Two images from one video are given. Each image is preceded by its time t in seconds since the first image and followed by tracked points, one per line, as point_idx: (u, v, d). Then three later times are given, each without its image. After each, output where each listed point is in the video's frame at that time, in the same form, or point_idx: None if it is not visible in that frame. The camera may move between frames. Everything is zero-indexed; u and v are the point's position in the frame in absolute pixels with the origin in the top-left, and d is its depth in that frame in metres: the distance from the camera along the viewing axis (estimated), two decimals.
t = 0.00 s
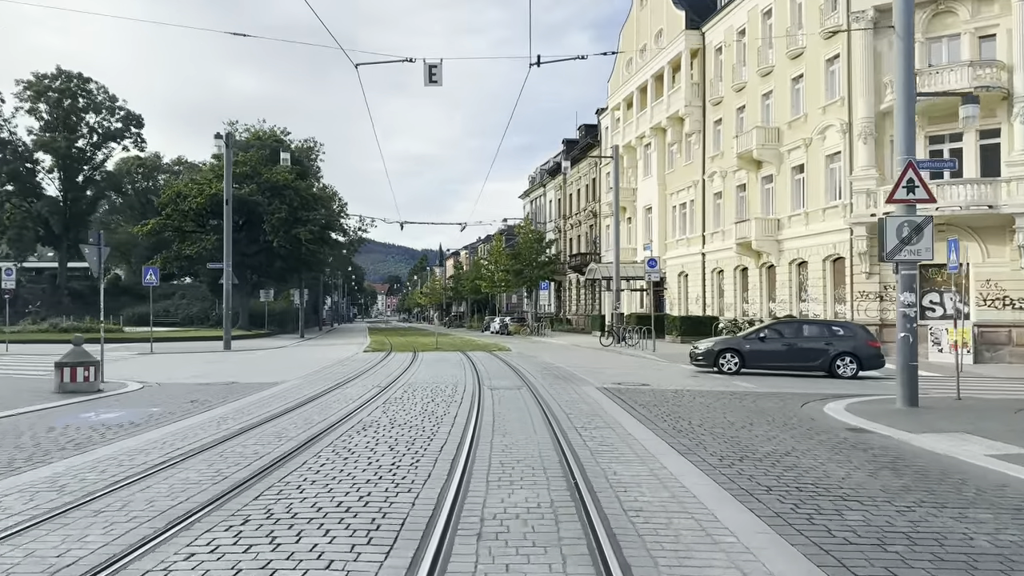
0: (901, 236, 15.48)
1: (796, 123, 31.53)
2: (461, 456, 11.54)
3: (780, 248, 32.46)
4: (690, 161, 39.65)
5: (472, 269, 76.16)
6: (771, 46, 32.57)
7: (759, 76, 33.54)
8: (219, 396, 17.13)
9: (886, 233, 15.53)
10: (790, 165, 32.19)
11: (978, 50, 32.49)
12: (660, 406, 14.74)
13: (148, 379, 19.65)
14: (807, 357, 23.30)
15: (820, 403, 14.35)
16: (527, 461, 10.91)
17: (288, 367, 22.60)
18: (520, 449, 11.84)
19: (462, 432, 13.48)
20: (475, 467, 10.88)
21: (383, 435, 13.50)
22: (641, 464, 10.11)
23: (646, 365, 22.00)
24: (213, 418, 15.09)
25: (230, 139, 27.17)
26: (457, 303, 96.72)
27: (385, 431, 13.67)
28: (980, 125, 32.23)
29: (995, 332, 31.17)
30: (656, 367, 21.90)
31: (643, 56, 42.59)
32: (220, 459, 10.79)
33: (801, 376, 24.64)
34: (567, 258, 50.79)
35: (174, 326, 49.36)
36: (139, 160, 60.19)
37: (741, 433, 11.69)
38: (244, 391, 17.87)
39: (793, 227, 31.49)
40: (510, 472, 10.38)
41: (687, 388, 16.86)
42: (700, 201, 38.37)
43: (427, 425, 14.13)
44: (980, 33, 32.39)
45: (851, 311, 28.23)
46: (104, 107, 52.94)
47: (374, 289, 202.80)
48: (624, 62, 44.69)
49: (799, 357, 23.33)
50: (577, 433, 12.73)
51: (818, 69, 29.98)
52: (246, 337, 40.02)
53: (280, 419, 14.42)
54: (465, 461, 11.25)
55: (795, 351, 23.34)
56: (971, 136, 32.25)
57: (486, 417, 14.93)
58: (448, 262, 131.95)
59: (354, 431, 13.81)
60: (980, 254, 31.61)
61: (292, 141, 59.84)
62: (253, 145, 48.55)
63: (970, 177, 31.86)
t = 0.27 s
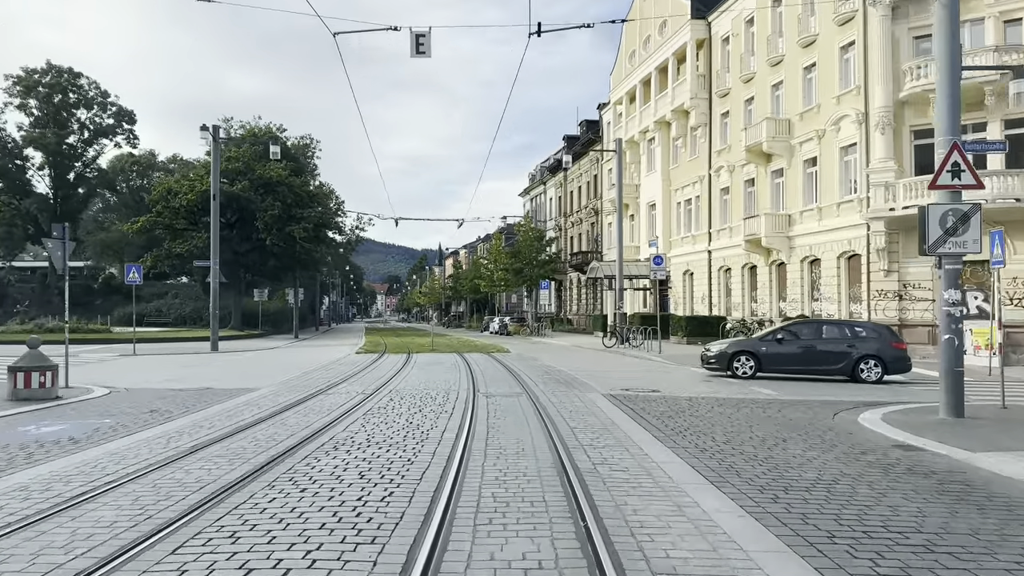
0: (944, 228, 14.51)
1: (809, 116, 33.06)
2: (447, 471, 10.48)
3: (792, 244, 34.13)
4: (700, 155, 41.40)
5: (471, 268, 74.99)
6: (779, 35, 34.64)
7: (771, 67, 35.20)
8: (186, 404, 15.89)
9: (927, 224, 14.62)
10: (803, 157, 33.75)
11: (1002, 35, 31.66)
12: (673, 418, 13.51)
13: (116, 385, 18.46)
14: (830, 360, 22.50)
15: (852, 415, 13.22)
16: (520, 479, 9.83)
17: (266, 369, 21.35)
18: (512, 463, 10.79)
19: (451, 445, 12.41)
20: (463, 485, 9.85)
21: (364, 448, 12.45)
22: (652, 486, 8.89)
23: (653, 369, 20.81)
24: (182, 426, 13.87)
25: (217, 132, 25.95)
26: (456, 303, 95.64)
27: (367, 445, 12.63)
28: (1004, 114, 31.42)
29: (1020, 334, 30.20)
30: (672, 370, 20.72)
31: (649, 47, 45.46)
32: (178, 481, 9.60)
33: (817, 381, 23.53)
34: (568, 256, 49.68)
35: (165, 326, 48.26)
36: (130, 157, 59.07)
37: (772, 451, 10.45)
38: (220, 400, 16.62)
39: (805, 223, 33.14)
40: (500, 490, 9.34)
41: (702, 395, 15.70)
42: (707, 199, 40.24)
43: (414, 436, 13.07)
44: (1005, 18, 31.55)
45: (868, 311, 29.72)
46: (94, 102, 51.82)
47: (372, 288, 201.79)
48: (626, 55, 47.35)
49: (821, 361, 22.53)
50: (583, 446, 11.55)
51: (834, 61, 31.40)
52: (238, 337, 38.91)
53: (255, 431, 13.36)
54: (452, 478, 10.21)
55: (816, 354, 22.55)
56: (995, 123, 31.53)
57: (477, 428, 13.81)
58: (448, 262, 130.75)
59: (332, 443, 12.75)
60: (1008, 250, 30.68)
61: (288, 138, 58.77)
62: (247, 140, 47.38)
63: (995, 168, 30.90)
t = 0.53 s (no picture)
0: (999, 214, 13.51)
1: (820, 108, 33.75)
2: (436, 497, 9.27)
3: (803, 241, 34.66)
4: (705, 150, 42.39)
5: (470, 267, 73.92)
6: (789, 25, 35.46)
7: (781, 57, 35.87)
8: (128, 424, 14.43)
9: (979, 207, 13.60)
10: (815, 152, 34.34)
11: None
12: (693, 429, 12.28)
13: (80, 392, 17.34)
14: (856, 366, 21.79)
15: (895, 429, 12.12)
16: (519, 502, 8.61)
17: (226, 375, 20.01)
18: (511, 485, 9.58)
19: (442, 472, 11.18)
20: (453, 510, 8.66)
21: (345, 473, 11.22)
22: (673, 518, 7.60)
23: (661, 372, 19.58)
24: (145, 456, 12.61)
25: (204, 120, 24.63)
26: (456, 302, 94.62)
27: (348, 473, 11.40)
28: None
29: None
30: (685, 373, 19.53)
31: (654, 38, 46.34)
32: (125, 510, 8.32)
33: (836, 386, 22.45)
34: (569, 255, 48.62)
35: (158, 326, 47.22)
36: (124, 154, 58.04)
37: (821, 472, 9.20)
38: (193, 415, 15.33)
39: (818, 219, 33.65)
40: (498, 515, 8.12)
41: (715, 406, 14.47)
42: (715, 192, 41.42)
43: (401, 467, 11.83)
44: None
45: (887, 310, 30.05)
46: (85, 98, 50.76)
47: (372, 288, 200.92)
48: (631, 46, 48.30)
49: (847, 366, 21.83)
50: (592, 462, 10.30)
51: (850, 48, 31.96)
52: (231, 338, 37.86)
53: (224, 462, 12.12)
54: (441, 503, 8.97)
55: (840, 358, 21.87)
56: None
57: (471, 450, 12.56)
58: (447, 261, 129.69)
59: (310, 469, 11.50)
60: None
61: (284, 135, 57.67)
62: (238, 134, 46.13)
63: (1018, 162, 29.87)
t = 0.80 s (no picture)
0: None
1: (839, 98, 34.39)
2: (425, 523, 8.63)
3: (818, 237, 34.56)
4: (713, 144, 42.20)
5: (470, 267, 72.95)
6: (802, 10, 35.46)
7: (794, 45, 35.80)
8: (85, 444, 13.44)
9: None
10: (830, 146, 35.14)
11: None
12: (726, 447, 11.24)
13: (36, 400, 16.28)
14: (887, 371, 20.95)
15: (954, 447, 11.07)
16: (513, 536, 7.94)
17: (203, 379, 18.94)
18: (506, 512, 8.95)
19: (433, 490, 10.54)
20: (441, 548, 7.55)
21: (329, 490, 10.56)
22: (722, 566, 6.55)
23: (673, 378, 18.41)
24: (126, 472, 11.96)
25: (191, 107, 23.37)
26: (455, 302, 93.73)
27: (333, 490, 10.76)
28: None
29: None
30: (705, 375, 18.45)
31: (660, 30, 46.49)
32: (84, 556, 7.29)
33: (858, 392, 21.44)
34: (571, 253, 47.58)
35: (150, 327, 46.17)
36: (118, 152, 57.16)
37: (891, 506, 8.11)
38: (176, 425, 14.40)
39: (834, 214, 33.42)
40: (488, 541, 7.49)
41: (742, 419, 13.37)
42: (722, 185, 41.42)
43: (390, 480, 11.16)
44: None
45: (912, 309, 29.35)
46: (77, 94, 49.92)
47: (372, 287, 199.86)
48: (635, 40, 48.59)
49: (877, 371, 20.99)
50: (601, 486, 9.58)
51: (869, 33, 31.55)
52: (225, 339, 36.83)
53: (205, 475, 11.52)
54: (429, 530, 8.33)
55: (870, 362, 21.04)
56: None
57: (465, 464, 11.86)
58: (446, 260, 128.79)
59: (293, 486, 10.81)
60: None
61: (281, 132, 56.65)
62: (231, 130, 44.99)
63: None
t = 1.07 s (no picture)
0: None
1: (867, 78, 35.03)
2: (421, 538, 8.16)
3: (834, 234, 33.79)
4: (722, 136, 41.71)
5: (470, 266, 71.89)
6: None
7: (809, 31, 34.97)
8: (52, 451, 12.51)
9: None
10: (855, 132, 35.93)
11: None
12: (752, 473, 10.14)
13: None
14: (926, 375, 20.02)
15: (1020, 470, 10.02)
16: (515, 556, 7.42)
17: (185, 385, 17.85)
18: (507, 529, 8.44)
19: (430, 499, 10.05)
20: None
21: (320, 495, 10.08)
22: None
23: (686, 384, 17.24)
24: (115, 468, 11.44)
25: (177, 98, 22.24)
26: (455, 301, 92.74)
27: (325, 499, 10.25)
28: None
29: None
30: (721, 382, 17.26)
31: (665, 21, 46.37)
32: None
33: (882, 399, 20.45)
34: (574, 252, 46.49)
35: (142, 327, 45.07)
36: (113, 149, 56.17)
37: (984, 554, 7.01)
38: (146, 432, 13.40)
39: (854, 209, 32.57)
40: None
41: (768, 435, 12.26)
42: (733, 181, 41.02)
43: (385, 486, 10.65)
44: None
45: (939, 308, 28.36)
46: (70, 89, 48.90)
47: (372, 287, 198.81)
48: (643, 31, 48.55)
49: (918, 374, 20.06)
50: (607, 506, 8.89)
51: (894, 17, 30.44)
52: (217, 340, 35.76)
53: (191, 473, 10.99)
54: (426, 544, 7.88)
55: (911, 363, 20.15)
56: None
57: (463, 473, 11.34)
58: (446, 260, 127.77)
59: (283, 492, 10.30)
60: None
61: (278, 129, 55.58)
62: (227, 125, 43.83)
63: None
